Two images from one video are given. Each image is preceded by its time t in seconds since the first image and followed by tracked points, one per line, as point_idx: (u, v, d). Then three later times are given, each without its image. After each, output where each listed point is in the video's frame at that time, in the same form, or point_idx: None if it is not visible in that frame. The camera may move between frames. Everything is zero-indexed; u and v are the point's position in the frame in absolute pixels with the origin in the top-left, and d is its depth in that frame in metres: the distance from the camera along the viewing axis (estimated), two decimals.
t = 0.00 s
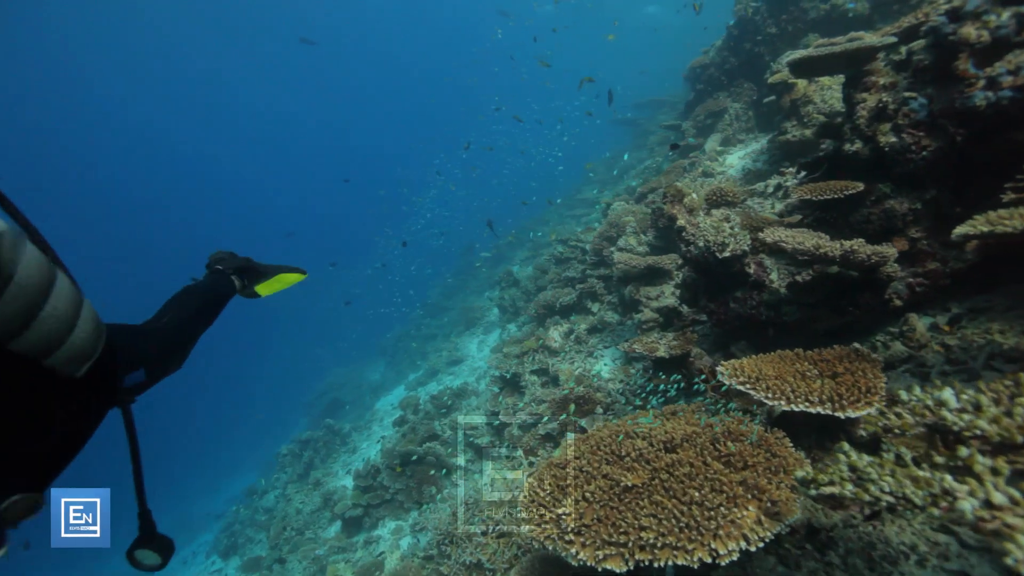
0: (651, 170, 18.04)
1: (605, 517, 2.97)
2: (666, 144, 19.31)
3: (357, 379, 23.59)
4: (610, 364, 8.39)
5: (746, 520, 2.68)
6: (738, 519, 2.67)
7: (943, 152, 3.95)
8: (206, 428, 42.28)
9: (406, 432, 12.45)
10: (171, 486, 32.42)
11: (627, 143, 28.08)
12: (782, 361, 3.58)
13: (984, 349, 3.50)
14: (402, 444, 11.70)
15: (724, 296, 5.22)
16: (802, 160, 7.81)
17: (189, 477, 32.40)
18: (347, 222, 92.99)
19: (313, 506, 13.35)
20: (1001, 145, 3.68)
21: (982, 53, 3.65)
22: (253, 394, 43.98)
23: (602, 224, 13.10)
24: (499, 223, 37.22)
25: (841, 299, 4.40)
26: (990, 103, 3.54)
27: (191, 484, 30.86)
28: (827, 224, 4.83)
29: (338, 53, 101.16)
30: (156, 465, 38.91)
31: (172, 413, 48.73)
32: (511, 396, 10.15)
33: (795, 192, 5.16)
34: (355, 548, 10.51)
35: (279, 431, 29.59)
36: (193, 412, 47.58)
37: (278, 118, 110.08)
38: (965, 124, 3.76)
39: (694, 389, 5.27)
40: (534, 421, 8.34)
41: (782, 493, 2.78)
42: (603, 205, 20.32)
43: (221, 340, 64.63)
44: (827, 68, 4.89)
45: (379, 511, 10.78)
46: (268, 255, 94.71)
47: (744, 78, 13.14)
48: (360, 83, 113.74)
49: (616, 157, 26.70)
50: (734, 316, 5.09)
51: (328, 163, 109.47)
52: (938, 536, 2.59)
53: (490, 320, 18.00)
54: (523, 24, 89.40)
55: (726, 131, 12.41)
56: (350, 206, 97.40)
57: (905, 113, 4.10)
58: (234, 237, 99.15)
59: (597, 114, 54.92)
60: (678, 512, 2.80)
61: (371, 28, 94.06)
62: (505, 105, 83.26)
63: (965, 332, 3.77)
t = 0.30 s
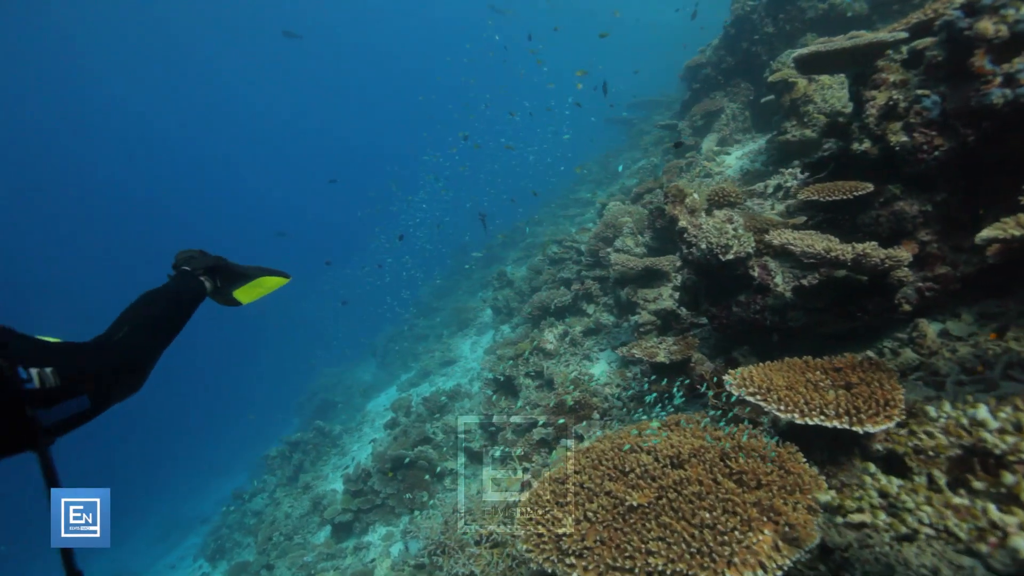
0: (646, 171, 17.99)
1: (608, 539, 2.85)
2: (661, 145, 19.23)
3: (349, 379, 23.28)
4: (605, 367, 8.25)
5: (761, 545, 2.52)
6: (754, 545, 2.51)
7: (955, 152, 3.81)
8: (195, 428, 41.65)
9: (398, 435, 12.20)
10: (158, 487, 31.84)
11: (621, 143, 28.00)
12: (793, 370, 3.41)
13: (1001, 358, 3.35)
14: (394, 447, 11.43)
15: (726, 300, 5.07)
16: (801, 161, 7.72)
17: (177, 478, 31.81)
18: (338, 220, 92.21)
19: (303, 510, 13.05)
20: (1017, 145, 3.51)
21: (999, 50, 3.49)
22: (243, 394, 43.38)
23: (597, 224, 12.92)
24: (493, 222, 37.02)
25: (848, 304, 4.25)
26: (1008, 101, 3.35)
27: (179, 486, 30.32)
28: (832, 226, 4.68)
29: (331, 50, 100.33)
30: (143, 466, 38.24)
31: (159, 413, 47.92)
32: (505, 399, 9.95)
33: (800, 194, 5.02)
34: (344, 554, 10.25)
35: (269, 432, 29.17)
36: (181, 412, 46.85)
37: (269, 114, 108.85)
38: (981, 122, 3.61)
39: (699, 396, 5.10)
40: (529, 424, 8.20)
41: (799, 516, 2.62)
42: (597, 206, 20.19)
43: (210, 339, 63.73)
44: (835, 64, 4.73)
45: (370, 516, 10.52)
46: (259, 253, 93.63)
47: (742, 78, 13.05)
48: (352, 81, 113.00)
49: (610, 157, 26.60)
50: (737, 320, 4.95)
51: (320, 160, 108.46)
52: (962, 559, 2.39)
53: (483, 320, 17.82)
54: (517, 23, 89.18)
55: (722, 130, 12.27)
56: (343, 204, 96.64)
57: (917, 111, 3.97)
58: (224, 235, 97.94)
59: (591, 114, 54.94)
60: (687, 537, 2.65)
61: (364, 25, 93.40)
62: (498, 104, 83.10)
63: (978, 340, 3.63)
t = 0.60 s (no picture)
0: (642, 171, 17.88)
1: (618, 564, 2.84)
2: (657, 145, 19.11)
3: (341, 379, 22.95)
4: (602, 370, 8.11)
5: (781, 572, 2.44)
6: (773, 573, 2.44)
7: (971, 152, 3.66)
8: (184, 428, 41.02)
9: (390, 437, 11.95)
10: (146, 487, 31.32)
11: (616, 143, 27.87)
12: (804, 381, 3.29)
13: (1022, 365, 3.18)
14: (386, 450, 11.17)
15: (730, 304, 4.90)
16: (804, 161, 7.63)
17: (165, 478, 31.32)
18: (331, 218, 91.46)
19: (292, 514, 12.75)
20: None
21: (1021, 45, 3.34)
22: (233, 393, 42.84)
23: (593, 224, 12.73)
24: (488, 220, 36.75)
25: (859, 309, 4.11)
26: None
27: (168, 486, 29.88)
28: (840, 228, 4.54)
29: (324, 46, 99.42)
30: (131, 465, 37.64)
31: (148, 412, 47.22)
32: (499, 402, 9.74)
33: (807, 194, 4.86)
34: (334, 560, 9.98)
35: (259, 432, 28.78)
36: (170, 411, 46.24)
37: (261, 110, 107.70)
38: (997, 122, 3.48)
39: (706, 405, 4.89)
40: (524, 429, 8.03)
41: (820, 540, 2.53)
42: (593, 205, 20.05)
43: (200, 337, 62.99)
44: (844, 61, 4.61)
45: (361, 520, 10.25)
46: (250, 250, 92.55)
47: (740, 77, 12.94)
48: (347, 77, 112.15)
49: (605, 156, 26.45)
50: (742, 324, 4.80)
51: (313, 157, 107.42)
52: None
53: (477, 320, 17.59)
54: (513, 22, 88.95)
55: (721, 130, 12.15)
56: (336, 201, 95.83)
57: (933, 109, 3.80)
58: (216, 232, 96.94)
59: (586, 113, 54.84)
60: (699, 562, 2.62)
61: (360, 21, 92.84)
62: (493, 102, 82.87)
63: (994, 347, 3.48)
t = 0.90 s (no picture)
0: (639, 170, 17.74)
1: None
2: (653, 144, 18.96)
3: (338, 384, 22.69)
4: (604, 373, 7.95)
5: None
6: None
7: (996, 144, 3.50)
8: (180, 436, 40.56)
9: (388, 445, 11.74)
10: (143, 496, 30.92)
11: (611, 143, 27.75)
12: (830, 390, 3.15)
13: None
14: (385, 458, 10.94)
15: (739, 306, 4.74)
16: (807, 156, 7.52)
17: (162, 487, 30.93)
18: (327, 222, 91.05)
19: (291, 525, 12.50)
20: None
21: None
22: (230, 400, 42.44)
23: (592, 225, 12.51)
24: (484, 222, 36.58)
25: (877, 311, 3.94)
26: None
27: (165, 495, 29.50)
28: (853, 225, 4.37)
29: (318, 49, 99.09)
30: (127, 474, 37.21)
31: (144, 420, 46.74)
32: (500, 408, 9.51)
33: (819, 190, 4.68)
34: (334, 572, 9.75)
35: (256, 439, 28.42)
36: (166, 419, 45.80)
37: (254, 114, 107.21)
38: (1019, 112, 3.33)
39: (718, 412, 4.72)
40: (526, 436, 7.84)
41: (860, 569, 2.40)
42: (590, 205, 19.93)
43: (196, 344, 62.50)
44: (855, 52, 4.50)
45: (360, 531, 10.04)
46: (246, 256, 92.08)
47: (738, 74, 12.81)
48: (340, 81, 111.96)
49: (601, 156, 26.28)
50: (751, 327, 4.64)
51: (307, 162, 107.07)
52: None
53: (475, 323, 17.36)
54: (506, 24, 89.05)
55: (719, 127, 12.01)
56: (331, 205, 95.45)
57: (952, 100, 3.66)
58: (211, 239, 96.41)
59: (580, 113, 54.81)
60: None
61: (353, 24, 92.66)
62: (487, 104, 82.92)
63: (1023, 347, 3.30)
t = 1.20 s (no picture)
0: (642, 165, 17.51)
1: None
2: (657, 139, 18.73)
3: (340, 383, 22.54)
4: (611, 373, 7.79)
5: None
6: None
7: None
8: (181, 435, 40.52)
9: (391, 446, 11.61)
10: (145, 495, 30.96)
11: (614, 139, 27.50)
12: (863, 401, 2.99)
13: None
14: (387, 460, 10.79)
15: (755, 306, 4.57)
16: (820, 149, 7.35)
17: (164, 486, 30.98)
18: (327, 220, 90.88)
19: (292, 527, 12.37)
20: None
21: None
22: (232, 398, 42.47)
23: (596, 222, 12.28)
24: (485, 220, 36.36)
25: (905, 311, 3.72)
26: None
27: (167, 494, 29.53)
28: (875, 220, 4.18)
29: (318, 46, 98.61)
30: (130, 472, 37.30)
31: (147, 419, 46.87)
32: (504, 409, 9.28)
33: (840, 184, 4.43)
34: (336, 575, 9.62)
35: (258, 439, 28.32)
36: (169, 417, 45.88)
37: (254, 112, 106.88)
38: None
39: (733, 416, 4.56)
40: (531, 437, 7.67)
41: None
42: (593, 202, 19.73)
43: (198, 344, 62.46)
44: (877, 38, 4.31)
45: (363, 534, 9.89)
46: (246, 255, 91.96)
47: (744, 67, 12.58)
48: (339, 79, 111.73)
49: (603, 152, 26.04)
50: (768, 327, 4.46)
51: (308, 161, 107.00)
52: None
53: (477, 322, 17.19)
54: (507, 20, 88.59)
55: (725, 121, 11.81)
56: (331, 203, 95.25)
57: (986, 87, 3.45)
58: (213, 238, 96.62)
59: (581, 109, 54.40)
60: None
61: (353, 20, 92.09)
62: (487, 100, 82.65)
63: None
